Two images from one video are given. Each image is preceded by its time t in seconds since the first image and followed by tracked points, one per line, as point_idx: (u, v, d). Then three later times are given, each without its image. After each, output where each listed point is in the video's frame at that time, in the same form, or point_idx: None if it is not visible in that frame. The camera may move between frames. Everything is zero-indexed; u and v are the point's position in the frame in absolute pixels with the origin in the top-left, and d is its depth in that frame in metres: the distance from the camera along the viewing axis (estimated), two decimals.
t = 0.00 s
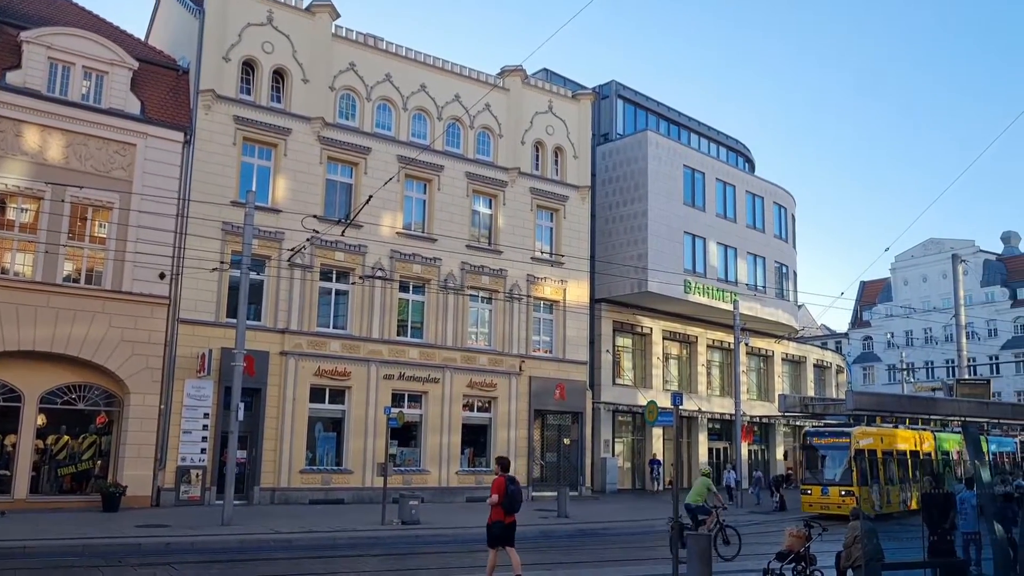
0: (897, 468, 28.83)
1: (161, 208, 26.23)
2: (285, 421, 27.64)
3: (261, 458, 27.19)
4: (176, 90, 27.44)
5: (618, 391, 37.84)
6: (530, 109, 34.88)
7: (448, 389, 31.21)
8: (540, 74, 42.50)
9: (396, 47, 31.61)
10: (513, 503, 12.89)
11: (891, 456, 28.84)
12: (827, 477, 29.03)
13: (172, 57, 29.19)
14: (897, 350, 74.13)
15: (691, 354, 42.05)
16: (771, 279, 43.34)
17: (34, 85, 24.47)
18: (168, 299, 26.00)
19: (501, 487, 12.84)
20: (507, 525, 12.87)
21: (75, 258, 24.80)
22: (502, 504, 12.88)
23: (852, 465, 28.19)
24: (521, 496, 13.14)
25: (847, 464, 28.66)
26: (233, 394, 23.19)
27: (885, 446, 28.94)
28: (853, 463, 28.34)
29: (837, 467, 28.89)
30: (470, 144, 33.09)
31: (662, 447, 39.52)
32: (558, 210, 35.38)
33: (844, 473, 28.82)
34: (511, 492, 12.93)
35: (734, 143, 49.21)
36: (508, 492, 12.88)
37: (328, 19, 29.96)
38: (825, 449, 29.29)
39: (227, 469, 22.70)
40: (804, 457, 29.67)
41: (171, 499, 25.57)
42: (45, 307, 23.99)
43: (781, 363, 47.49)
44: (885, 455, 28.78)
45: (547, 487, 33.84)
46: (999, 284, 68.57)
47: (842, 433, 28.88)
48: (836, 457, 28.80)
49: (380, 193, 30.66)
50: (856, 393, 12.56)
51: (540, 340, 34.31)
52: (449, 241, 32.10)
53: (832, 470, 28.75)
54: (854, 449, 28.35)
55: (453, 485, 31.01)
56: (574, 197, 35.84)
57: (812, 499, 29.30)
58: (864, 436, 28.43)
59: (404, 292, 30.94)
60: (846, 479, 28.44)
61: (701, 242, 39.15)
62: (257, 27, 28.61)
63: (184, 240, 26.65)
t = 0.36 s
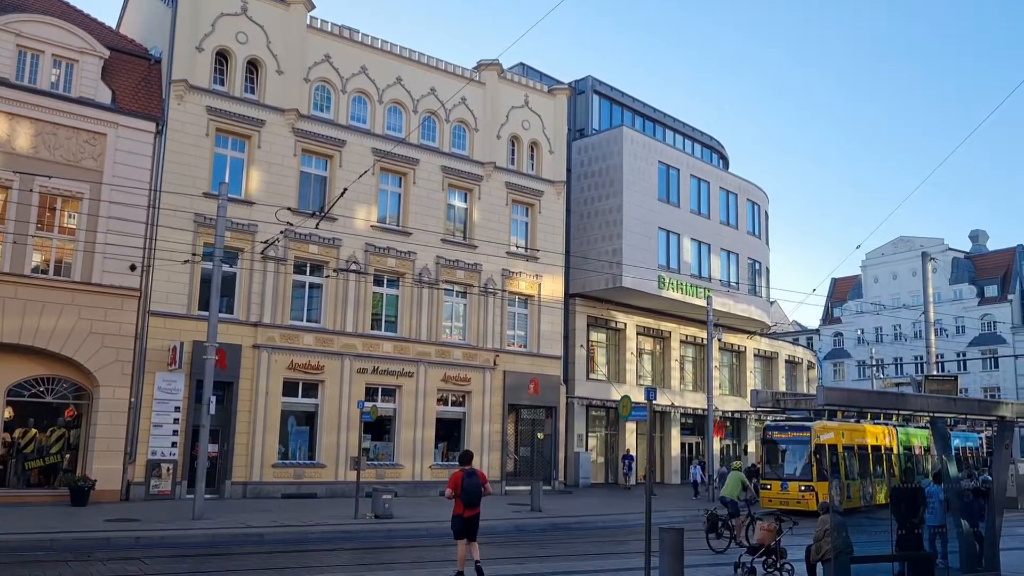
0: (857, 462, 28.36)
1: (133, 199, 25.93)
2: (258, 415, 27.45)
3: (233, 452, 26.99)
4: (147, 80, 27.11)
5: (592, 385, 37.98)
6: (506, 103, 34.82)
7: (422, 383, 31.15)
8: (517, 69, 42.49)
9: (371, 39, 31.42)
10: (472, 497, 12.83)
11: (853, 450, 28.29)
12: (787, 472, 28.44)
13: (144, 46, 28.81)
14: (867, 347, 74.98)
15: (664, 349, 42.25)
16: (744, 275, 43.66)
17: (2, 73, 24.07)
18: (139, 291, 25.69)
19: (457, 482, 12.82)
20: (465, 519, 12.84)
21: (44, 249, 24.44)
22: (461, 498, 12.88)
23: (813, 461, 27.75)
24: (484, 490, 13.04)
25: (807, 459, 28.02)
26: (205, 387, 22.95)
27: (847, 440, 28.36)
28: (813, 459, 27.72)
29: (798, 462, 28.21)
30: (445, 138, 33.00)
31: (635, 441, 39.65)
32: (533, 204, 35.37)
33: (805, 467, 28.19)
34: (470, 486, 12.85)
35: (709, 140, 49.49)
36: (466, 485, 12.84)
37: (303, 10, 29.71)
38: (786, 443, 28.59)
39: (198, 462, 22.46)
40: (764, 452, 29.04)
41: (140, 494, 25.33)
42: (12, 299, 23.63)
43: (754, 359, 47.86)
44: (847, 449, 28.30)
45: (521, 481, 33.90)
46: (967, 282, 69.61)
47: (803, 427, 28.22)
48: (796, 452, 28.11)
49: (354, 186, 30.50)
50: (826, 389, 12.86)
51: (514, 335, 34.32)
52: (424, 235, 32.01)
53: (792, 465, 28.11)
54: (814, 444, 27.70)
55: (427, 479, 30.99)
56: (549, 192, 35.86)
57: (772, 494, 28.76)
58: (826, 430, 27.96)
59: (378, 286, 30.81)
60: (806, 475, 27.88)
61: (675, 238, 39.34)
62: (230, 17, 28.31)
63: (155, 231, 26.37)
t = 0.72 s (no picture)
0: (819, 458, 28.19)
1: (104, 189, 25.63)
2: (230, 408, 27.25)
3: (204, 445, 26.79)
4: (119, 68, 26.76)
5: (567, 380, 38.09)
6: (483, 97, 34.75)
7: (396, 377, 31.07)
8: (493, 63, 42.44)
9: (348, 31, 31.22)
10: (439, 490, 12.79)
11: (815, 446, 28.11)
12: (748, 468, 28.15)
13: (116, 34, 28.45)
14: (838, 343, 75.76)
15: (639, 344, 42.41)
16: (718, 272, 43.95)
17: None
18: (110, 282, 25.40)
19: (425, 475, 12.88)
20: (434, 512, 12.81)
21: (12, 238, 24.10)
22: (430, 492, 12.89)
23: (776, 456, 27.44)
24: (454, 484, 12.99)
25: (768, 454, 27.69)
26: (176, 379, 22.72)
27: (809, 435, 28.35)
28: (774, 453, 27.35)
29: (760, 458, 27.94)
30: (421, 131, 32.89)
31: (608, 436, 39.81)
32: (509, 199, 35.35)
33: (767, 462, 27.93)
34: (438, 478, 12.84)
35: (684, 136, 49.70)
36: (434, 478, 12.85)
37: None
38: (747, 438, 28.32)
39: (170, 455, 22.18)
40: (726, 447, 28.81)
41: (110, 487, 25.04)
42: None
43: (727, 355, 48.18)
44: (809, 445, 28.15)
45: (494, 475, 33.95)
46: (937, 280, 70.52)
47: (764, 422, 27.98)
48: (759, 447, 27.80)
49: (329, 178, 30.33)
50: (798, 384, 12.97)
51: (489, 329, 34.32)
52: (400, 228, 31.90)
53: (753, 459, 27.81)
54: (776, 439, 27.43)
55: (401, 472, 30.95)
56: (526, 186, 35.87)
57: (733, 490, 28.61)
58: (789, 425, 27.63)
59: (353, 279, 30.68)
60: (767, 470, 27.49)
61: (650, 234, 39.48)
62: (205, 6, 28.02)
63: (127, 221, 26.08)
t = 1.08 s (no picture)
0: (773, 451, 28.10)
1: (65, 179, 25.19)
2: (194, 402, 26.96)
3: (167, 440, 26.48)
4: (80, 57, 26.29)
5: (533, 374, 38.19)
6: (451, 91, 34.63)
7: (362, 371, 30.92)
8: (461, 56, 42.30)
9: (314, 22, 30.94)
10: (409, 485, 12.67)
11: (768, 439, 27.99)
12: (701, 461, 27.67)
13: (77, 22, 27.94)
14: (801, 339, 76.69)
15: (605, 339, 42.60)
16: (684, 267, 44.23)
17: None
18: (69, 274, 24.97)
19: (398, 469, 12.79)
20: (402, 506, 12.80)
21: None
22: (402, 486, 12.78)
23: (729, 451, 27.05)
24: (425, 480, 12.83)
25: (722, 448, 27.37)
26: (138, 373, 22.39)
27: (762, 428, 28.01)
28: (728, 447, 27.05)
29: (713, 451, 27.47)
30: (389, 124, 32.71)
31: (574, 430, 39.97)
32: (476, 193, 35.29)
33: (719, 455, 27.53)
34: (409, 474, 12.71)
35: (652, 132, 49.94)
36: (404, 474, 12.72)
37: None
38: (701, 431, 27.89)
39: (132, 450, 21.86)
40: (678, 440, 28.27)
41: (70, 482, 24.65)
42: None
43: (692, 350, 48.55)
44: (762, 438, 27.91)
45: (461, 469, 33.99)
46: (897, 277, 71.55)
47: (718, 415, 27.61)
48: (713, 440, 27.37)
49: (295, 170, 30.06)
50: (762, 378, 12.95)
51: (456, 323, 34.26)
52: (366, 221, 31.73)
53: (707, 453, 27.40)
54: (730, 433, 27.07)
55: (367, 467, 30.84)
56: (494, 181, 35.83)
57: (686, 484, 27.75)
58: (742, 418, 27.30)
59: (319, 272, 30.47)
60: (720, 465, 27.20)
61: (617, 229, 39.62)
62: None
63: (88, 213, 25.67)
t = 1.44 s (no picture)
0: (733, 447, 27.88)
1: (30, 171, 24.81)
2: (161, 399, 26.69)
3: (133, 437, 26.18)
4: (45, 47, 25.89)
5: (505, 371, 38.23)
6: (423, 87, 34.52)
7: (332, 367, 30.77)
8: (434, 52, 42.20)
9: (286, 15, 30.71)
10: (389, 482, 12.65)
11: (728, 436, 27.74)
12: (659, 458, 27.41)
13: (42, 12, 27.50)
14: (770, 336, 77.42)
15: (576, 336, 42.72)
16: (655, 265, 44.44)
17: None
18: (33, 268, 24.58)
19: (380, 466, 12.78)
20: (381, 503, 12.73)
21: None
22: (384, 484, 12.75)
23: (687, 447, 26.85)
24: (407, 480, 12.77)
25: (680, 444, 27.08)
26: (104, 369, 22.08)
27: (723, 424, 27.75)
28: (686, 443, 26.89)
29: (671, 448, 27.21)
30: (360, 119, 32.56)
31: (544, 427, 40.06)
32: (448, 189, 35.21)
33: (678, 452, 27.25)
34: (390, 472, 12.68)
35: (623, 130, 50.13)
36: (386, 471, 12.72)
37: None
38: (660, 427, 27.59)
39: (97, 447, 21.54)
40: (637, 437, 27.98)
41: (34, 479, 24.29)
42: None
43: (662, 347, 48.81)
44: (722, 434, 27.66)
45: (431, 466, 33.99)
46: (864, 275, 72.40)
47: (677, 411, 27.29)
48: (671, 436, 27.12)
49: (265, 165, 29.83)
50: (729, 375, 13.06)
51: (427, 319, 34.18)
52: (337, 217, 31.57)
53: (665, 449, 27.12)
54: (689, 428, 26.83)
55: (336, 464, 30.72)
56: (466, 177, 35.78)
57: (643, 481, 27.57)
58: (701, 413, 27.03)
59: (289, 268, 30.28)
60: (678, 461, 26.95)
61: (589, 226, 39.73)
62: None
63: (53, 206, 25.31)
